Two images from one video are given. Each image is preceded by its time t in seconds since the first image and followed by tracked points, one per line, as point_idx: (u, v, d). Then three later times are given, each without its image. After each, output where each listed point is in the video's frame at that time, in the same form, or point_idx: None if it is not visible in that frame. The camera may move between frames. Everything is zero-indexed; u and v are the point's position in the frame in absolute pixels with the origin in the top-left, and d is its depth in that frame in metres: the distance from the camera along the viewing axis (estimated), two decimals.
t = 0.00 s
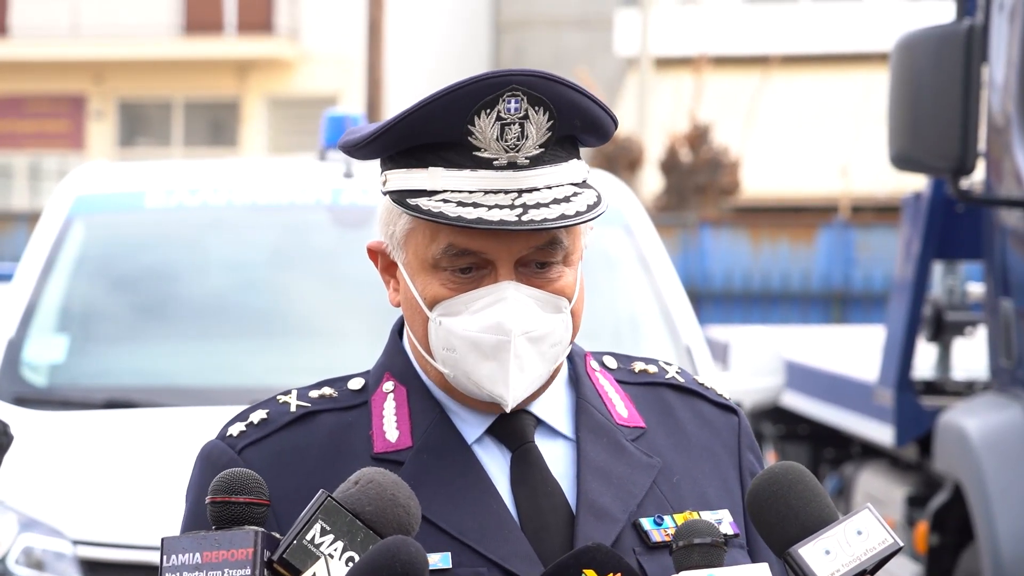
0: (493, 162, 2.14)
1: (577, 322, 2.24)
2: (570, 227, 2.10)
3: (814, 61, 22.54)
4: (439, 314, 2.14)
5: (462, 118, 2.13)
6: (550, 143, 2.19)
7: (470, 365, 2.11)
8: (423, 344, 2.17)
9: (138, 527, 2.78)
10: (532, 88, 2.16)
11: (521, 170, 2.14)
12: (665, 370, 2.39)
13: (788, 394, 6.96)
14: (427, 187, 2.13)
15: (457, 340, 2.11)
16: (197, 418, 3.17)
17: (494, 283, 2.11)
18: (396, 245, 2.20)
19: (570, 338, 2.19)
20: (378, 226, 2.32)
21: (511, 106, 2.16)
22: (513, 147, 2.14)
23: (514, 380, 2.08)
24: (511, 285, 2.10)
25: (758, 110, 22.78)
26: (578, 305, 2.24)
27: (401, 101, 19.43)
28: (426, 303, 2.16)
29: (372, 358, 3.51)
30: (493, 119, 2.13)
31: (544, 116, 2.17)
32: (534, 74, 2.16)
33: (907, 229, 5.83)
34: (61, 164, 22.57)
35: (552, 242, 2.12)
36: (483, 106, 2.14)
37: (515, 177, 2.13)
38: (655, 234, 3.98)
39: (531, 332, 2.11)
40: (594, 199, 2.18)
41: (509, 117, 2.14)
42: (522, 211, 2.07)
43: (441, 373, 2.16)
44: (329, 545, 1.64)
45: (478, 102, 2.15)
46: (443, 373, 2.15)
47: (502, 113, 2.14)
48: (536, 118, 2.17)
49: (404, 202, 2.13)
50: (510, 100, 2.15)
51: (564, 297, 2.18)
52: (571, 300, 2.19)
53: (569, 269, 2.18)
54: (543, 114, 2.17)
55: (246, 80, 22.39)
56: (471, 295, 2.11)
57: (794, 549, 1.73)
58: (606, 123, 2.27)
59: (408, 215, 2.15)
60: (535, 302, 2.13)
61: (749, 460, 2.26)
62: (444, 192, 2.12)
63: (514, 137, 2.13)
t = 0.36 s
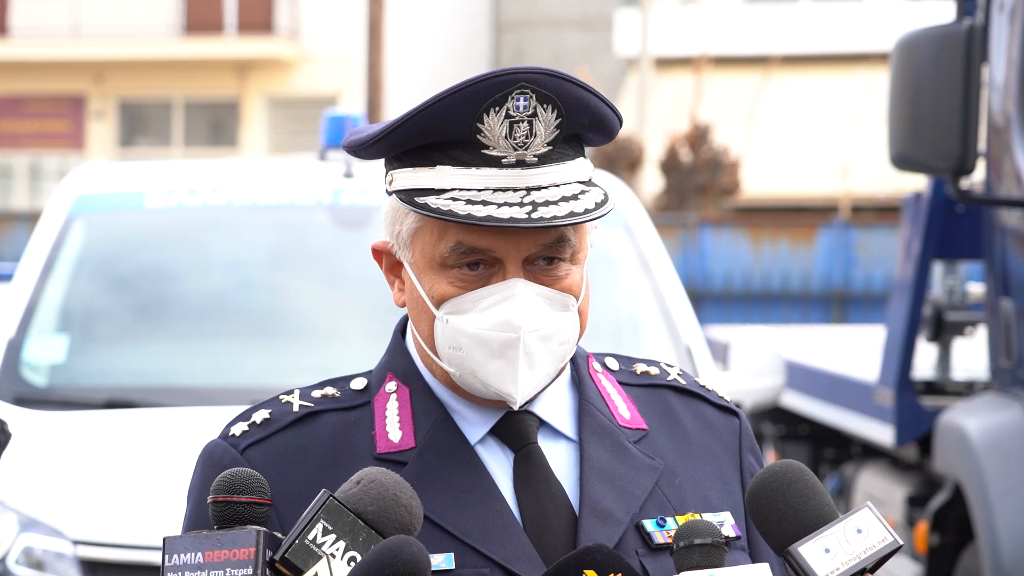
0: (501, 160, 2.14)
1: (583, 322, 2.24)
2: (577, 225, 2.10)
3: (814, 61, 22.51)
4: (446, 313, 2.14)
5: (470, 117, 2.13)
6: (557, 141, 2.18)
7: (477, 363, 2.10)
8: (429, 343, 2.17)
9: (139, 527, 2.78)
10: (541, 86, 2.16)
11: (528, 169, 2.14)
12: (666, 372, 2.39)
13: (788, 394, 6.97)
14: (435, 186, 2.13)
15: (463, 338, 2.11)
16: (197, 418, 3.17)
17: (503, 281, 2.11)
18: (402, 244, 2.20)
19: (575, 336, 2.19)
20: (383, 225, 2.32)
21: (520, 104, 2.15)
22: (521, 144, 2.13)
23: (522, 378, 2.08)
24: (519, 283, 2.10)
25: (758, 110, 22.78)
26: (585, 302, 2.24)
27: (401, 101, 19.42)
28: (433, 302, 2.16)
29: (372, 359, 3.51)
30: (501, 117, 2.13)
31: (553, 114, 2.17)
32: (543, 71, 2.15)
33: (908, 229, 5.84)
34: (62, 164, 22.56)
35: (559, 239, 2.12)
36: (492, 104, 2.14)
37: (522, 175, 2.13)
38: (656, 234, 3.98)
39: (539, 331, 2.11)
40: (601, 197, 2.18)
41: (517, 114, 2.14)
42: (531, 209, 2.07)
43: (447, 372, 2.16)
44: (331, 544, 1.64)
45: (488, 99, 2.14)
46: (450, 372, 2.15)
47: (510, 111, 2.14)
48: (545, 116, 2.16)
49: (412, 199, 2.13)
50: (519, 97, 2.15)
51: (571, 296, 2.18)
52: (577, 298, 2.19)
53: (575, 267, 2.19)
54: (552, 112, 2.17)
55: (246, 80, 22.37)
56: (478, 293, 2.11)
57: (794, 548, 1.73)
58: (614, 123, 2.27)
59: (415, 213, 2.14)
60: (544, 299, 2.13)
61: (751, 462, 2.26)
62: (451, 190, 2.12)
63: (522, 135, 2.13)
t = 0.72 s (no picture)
0: (503, 154, 2.14)
1: (585, 318, 2.23)
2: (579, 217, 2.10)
3: (814, 61, 22.51)
4: (449, 310, 2.14)
5: (471, 112, 2.13)
6: (558, 135, 2.19)
7: (480, 360, 2.10)
8: (433, 341, 2.17)
9: (140, 527, 2.78)
10: (542, 80, 2.16)
11: (528, 163, 2.14)
12: (669, 371, 2.40)
13: (788, 394, 6.97)
14: (438, 181, 2.13)
15: (468, 335, 2.11)
16: (198, 418, 3.17)
17: (506, 276, 2.11)
18: (404, 243, 2.20)
19: (578, 333, 2.19)
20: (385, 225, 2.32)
21: (521, 98, 2.16)
22: (522, 139, 2.14)
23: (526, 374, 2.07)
24: (523, 278, 2.10)
25: (757, 110, 22.78)
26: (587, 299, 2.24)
27: (401, 101, 19.42)
28: (436, 299, 2.16)
29: (370, 360, 3.51)
30: (502, 111, 2.14)
31: (553, 107, 2.17)
32: (544, 64, 2.16)
33: (908, 229, 5.84)
34: (62, 165, 22.55)
35: (562, 233, 2.12)
36: (493, 98, 2.15)
37: (522, 170, 2.13)
38: (656, 234, 3.98)
39: (540, 325, 2.11)
40: (602, 191, 2.18)
41: (518, 108, 2.14)
42: (534, 202, 2.07)
43: (451, 371, 2.16)
44: (333, 544, 1.64)
45: (489, 92, 2.15)
46: (454, 371, 2.15)
47: (512, 104, 2.15)
48: (546, 110, 2.16)
49: (415, 196, 2.12)
50: (520, 92, 2.15)
51: (574, 291, 2.18)
52: (580, 294, 2.19)
53: (579, 262, 2.18)
54: (552, 105, 2.17)
55: (246, 80, 22.36)
56: (480, 290, 2.11)
57: (794, 547, 1.73)
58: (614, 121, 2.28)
59: (417, 210, 2.15)
60: (546, 294, 2.13)
61: (754, 460, 2.25)
62: (454, 185, 2.12)
63: (523, 129, 2.13)
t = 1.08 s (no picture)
0: (513, 140, 2.14)
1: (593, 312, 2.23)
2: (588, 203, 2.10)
3: (814, 61, 22.51)
4: (457, 299, 2.14)
5: (481, 97, 2.14)
6: (568, 124, 2.19)
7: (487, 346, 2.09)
8: (441, 331, 2.17)
9: (140, 528, 2.78)
10: (552, 66, 2.17)
11: (538, 149, 2.13)
12: (677, 369, 2.40)
13: (788, 394, 6.97)
14: (447, 167, 2.12)
15: (477, 323, 2.10)
16: (199, 418, 3.16)
17: (514, 264, 2.10)
18: (413, 233, 2.20)
19: (587, 325, 2.19)
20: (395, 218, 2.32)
21: (531, 83, 2.17)
22: (532, 124, 2.14)
23: (533, 361, 2.07)
24: (531, 264, 2.09)
25: (757, 110, 22.79)
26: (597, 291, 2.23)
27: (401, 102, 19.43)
28: (444, 287, 2.15)
29: (371, 358, 3.51)
30: (512, 96, 2.14)
31: (564, 94, 2.18)
32: (553, 51, 2.17)
33: (907, 228, 5.84)
34: (62, 164, 22.55)
35: (571, 221, 2.12)
36: (503, 83, 2.15)
37: (532, 154, 2.13)
38: (656, 234, 3.99)
39: (548, 311, 2.11)
40: (612, 181, 2.18)
41: (528, 94, 2.15)
42: (542, 185, 2.07)
43: (459, 361, 2.15)
44: (339, 545, 1.62)
45: (499, 78, 2.15)
46: (461, 360, 2.14)
47: (521, 90, 2.15)
48: (555, 96, 2.17)
49: (426, 181, 2.13)
50: (531, 76, 2.16)
51: (583, 282, 2.17)
52: (588, 286, 2.18)
53: (587, 253, 2.18)
54: (563, 92, 2.18)
55: (246, 80, 22.36)
56: (490, 276, 2.11)
57: (794, 547, 1.73)
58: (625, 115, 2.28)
59: (428, 197, 2.14)
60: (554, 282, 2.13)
61: (761, 457, 2.25)
62: (463, 171, 2.12)
63: (533, 114, 2.14)
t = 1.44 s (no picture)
0: (526, 137, 2.14)
1: (603, 313, 2.23)
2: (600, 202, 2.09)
3: (814, 61, 22.50)
4: (467, 295, 2.14)
5: (496, 94, 2.14)
6: (581, 124, 2.19)
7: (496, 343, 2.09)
8: (450, 329, 2.17)
9: (140, 528, 2.78)
10: (566, 65, 2.17)
11: (549, 147, 2.13)
12: (686, 371, 2.39)
13: (788, 394, 6.97)
14: (459, 163, 2.12)
15: (486, 321, 2.10)
16: (199, 418, 3.16)
17: (524, 262, 2.10)
18: (425, 229, 2.19)
19: (596, 326, 2.18)
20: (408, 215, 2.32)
21: (545, 81, 2.17)
22: (545, 123, 2.14)
23: (541, 359, 2.07)
24: (541, 264, 2.09)
25: (758, 110, 22.79)
26: (607, 292, 2.23)
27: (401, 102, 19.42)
28: (454, 284, 2.15)
29: (371, 359, 3.50)
30: (526, 94, 2.14)
31: (577, 94, 2.18)
32: (567, 50, 2.17)
33: (907, 228, 5.84)
34: (62, 164, 22.54)
35: (582, 221, 2.11)
36: (517, 80, 2.15)
37: (544, 153, 2.13)
38: (657, 234, 3.99)
39: (557, 310, 2.11)
40: (624, 182, 2.17)
41: (542, 92, 2.15)
42: (554, 183, 2.07)
43: (468, 359, 2.16)
44: (350, 544, 1.62)
45: (513, 76, 2.15)
46: (470, 358, 2.14)
47: (536, 88, 2.15)
48: (569, 95, 2.17)
49: (437, 177, 2.12)
50: (545, 75, 2.16)
51: (593, 283, 2.17)
52: (598, 286, 2.18)
53: (598, 254, 2.17)
54: (576, 92, 2.18)
55: (246, 81, 22.35)
56: (500, 273, 2.11)
57: (796, 547, 1.73)
58: (640, 119, 2.27)
59: (440, 193, 2.14)
60: (563, 283, 2.13)
61: (770, 461, 2.24)
62: (476, 167, 2.12)
63: (547, 112, 2.13)
